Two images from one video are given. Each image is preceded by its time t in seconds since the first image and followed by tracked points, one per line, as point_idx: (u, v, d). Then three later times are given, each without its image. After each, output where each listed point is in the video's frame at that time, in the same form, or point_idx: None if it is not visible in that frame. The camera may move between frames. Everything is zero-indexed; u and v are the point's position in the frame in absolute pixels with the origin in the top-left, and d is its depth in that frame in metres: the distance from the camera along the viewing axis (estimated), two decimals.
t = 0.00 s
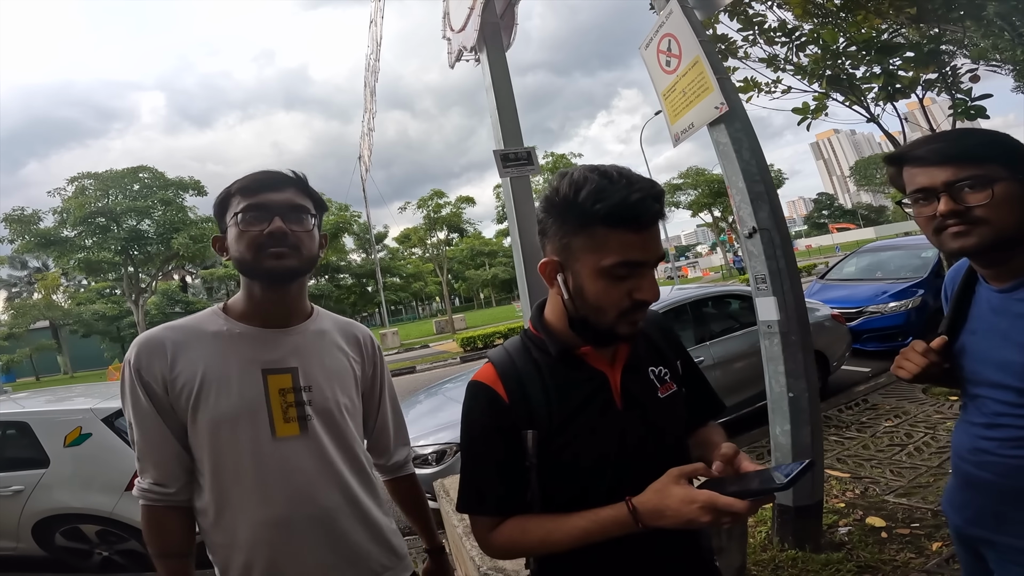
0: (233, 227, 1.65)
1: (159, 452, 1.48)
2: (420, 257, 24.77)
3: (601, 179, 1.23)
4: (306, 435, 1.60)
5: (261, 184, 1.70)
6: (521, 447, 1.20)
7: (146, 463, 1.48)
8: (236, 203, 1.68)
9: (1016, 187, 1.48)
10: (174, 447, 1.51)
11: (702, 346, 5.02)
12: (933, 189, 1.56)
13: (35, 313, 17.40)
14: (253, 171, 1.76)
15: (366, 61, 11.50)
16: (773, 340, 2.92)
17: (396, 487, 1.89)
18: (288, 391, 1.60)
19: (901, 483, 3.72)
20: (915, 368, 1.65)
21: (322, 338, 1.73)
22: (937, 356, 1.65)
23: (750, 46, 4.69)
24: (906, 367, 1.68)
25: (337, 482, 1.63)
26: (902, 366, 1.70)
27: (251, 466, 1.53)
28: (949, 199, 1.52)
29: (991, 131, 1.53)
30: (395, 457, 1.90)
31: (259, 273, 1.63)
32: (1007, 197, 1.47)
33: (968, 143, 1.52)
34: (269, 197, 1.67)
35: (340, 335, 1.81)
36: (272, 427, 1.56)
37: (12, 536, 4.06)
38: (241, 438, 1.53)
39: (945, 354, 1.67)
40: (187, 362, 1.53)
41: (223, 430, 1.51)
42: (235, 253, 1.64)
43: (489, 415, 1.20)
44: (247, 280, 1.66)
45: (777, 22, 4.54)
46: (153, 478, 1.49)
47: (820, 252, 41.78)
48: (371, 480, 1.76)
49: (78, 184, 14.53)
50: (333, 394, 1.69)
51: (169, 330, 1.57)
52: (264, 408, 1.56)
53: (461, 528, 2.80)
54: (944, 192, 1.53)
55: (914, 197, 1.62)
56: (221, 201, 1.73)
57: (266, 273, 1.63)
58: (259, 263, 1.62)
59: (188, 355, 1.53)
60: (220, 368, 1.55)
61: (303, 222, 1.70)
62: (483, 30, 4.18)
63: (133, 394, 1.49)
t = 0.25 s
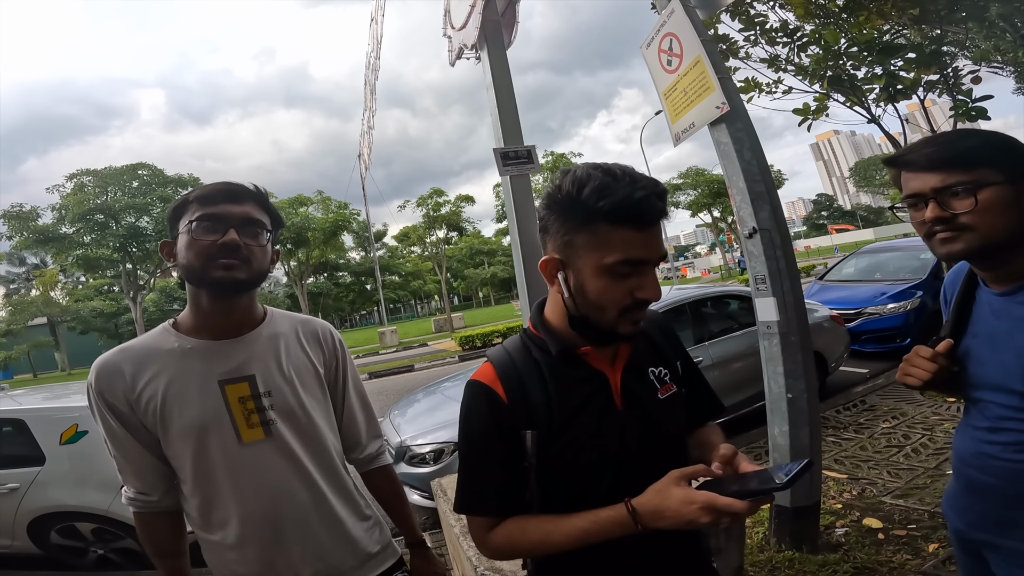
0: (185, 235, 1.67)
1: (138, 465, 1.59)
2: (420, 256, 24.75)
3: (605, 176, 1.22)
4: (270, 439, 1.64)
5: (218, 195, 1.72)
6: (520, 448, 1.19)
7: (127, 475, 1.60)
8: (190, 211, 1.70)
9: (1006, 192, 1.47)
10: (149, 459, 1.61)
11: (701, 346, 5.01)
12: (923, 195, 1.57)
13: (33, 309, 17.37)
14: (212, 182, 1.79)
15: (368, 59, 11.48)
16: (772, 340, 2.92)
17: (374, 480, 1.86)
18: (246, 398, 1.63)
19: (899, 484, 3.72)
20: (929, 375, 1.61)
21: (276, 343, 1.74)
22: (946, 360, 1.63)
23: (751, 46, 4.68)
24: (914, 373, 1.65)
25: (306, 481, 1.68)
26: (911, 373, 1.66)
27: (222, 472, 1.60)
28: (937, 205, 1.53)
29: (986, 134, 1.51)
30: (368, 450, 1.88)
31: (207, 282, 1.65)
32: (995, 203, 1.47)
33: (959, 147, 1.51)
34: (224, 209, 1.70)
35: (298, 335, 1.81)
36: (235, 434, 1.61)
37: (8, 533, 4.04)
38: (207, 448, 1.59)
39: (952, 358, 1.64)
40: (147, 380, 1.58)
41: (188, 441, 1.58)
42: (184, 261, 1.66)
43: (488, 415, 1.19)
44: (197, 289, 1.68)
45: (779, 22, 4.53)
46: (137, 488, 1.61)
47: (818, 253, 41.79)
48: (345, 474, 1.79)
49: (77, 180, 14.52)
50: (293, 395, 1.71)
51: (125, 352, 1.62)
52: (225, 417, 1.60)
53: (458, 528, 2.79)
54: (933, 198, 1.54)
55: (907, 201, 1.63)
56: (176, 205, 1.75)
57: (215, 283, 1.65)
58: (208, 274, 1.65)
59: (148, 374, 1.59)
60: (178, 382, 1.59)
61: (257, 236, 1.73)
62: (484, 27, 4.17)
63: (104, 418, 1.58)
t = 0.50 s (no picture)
0: (137, 246, 1.64)
1: (124, 470, 1.63)
2: (418, 255, 24.70)
3: (600, 177, 1.22)
4: (247, 438, 1.66)
5: (168, 203, 1.69)
6: (515, 449, 1.19)
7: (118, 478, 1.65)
8: (143, 222, 1.66)
9: (1000, 197, 1.47)
10: (135, 463, 1.65)
11: (698, 346, 5.01)
12: (919, 200, 1.57)
13: (29, 308, 17.26)
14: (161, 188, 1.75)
15: (367, 58, 11.44)
16: (769, 341, 2.92)
17: (351, 463, 1.93)
18: (221, 399, 1.64)
19: (894, 485, 3.72)
20: (934, 378, 1.61)
21: (244, 343, 1.74)
22: (950, 364, 1.62)
23: (750, 47, 4.68)
24: (916, 377, 1.64)
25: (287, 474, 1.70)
26: (914, 375, 1.65)
27: (205, 471, 1.63)
28: (932, 211, 1.53)
29: (984, 137, 1.50)
30: (342, 435, 1.93)
31: (169, 294, 1.65)
32: (989, 208, 1.47)
33: (953, 151, 1.51)
34: (177, 217, 1.68)
35: (264, 332, 1.81)
36: (215, 434, 1.62)
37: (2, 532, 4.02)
38: (187, 449, 1.62)
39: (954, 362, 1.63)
40: (122, 389, 1.59)
41: (169, 444, 1.61)
42: (142, 273, 1.64)
43: (484, 416, 1.19)
44: (157, 299, 1.67)
45: (778, 23, 4.53)
46: (127, 490, 1.66)
47: (816, 254, 41.84)
48: (326, 462, 1.83)
49: (73, 178, 14.45)
50: (267, 391, 1.72)
51: (95, 363, 1.62)
52: (202, 419, 1.62)
53: (454, 529, 2.78)
54: (928, 204, 1.54)
55: (904, 206, 1.63)
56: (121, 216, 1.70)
57: (178, 293, 1.64)
58: (170, 284, 1.64)
59: (122, 383, 1.59)
60: (152, 389, 1.60)
61: (214, 242, 1.72)
62: (483, 26, 4.17)
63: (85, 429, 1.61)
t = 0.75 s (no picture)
0: (117, 246, 1.64)
1: (122, 465, 1.66)
2: (415, 254, 24.65)
3: (601, 171, 1.21)
4: (238, 435, 1.64)
5: (145, 203, 1.68)
6: (517, 445, 1.18)
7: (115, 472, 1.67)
8: (121, 222, 1.65)
9: (1005, 192, 1.46)
10: (132, 458, 1.66)
11: (696, 345, 5.01)
12: (926, 194, 1.56)
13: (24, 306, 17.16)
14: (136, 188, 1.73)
15: (365, 57, 11.42)
16: (768, 340, 2.92)
17: (346, 458, 1.92)
18: (211, 396, 1.63)
19: (892, 484, 3.73)
20: (939, 373, 1.60)
21: (236, 338, 1.71)
22: (954, 359, 1.62)
23: (748, 46, 4.68)
24: (921, 373, 1.64)
25: (277, 471, 1.69)
26: (918, 371, 1.65)
27: (197, 467, 1.64)
28: (940, 204, 1.52)
29: (986, 133, 1.51)
30: (336, 431, 1.91)
31: (152, 292, 1.63)
32: (997, 202, 1.46)
33: (955, 148, 1.52)
34: (156, 215, 1.66)
35: (259, 326, 1.77)
36: (205, 431, 1.62)
37: None
38: (179, 445, 1.62)
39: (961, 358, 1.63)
40: (116, 386, 1.60)
41: (163, 440, 1.62)
42: (125, 273, 1.63)
43: (484, 412, 1.18)
44: (141, 298, 1.66)
45: (776, 23, 4.54)
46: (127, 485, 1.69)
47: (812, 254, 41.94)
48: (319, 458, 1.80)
49: (69, 177, 14.39)
50: (257, 388, 1.69)
51: (92, 359, 1.64)
52: (192, 416, 1.62)
53: (452, 528, 2.77)
54: (936, 197, 1.53)
55: (909, 200, 1.61)
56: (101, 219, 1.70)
57: (160, 291, 1.63)
58: (152, 282, 1.63)
59: (116, 379, 1.60)
60: (144, 385, 1.61)
61: (195, 238, 1.71)
62: (482, 24, 4.16)
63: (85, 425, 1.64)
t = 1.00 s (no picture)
0: (128, 239, 1.63)
1: (117, 463, 1.63)
2: (413, 254, 24.61)
3: (601, 168, 1.20)
4: (238, 434, 1.63)
5: (161, 197, 1.68)
6: (513, 445, 1.17)
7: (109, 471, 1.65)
8: (134, 213, 1.65)
9: None
10: (127, 457, 1.64)
11: (694, 345, 5.00)
12: (962, 180, 1.54)
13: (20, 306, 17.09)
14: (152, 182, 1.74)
15: (363, 57, 11.41)
16: (767, 339, 2.91)
17: (347, 457, 1.91)
18: (210, 394, 1.62)
19: (891, 484, 3.72)
20: (944, 374, 1.58)
21: (235, 336, 1.70)
22: (959, 359, 1.60)
23: (748, 46, 4.68)
24: (925, 373, 1.62)
25: (277, 470, 1.68)
26: (923, 372, 1.62)
27: (194, 466, 1.63)
28: (981, 189, 1.51)
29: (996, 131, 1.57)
30: (338, 430, 1.88)
31: (157, 288, 1.62)
32: None
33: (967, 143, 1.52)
34: (170, 211, 1.66)
35: (258, 325, 1.76)
36: (203, 430, 1.61)
37: None
38: (176, 443, 1.61)
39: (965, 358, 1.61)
40: (111, 383, 1.58)
41: (158, 437, 1.60)
42: (132, 266, 1.62)
43: (480, 413, 1.17)
44: (146, 293, 1.65)
45: (776, 23, 4.54)
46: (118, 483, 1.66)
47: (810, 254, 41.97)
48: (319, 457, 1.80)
49: (67, 176, 14.35)
50: (257, 387, 1.68)
51: (87, 354, 1.61)
52: (191, 415, 1.60)
53: (449, 528, 2.75)
54: (975, 182, 1.52)
55: (933, 191, 1.60)
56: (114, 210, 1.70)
57: (166, 287, 1.62)
58: (158, 278, 1.62)
59: (111, 377, 1.58)
60: (142, 382, 1.59)
61: (207, 236, 1.71)
62: (481, 23, 4.15)
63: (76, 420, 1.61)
